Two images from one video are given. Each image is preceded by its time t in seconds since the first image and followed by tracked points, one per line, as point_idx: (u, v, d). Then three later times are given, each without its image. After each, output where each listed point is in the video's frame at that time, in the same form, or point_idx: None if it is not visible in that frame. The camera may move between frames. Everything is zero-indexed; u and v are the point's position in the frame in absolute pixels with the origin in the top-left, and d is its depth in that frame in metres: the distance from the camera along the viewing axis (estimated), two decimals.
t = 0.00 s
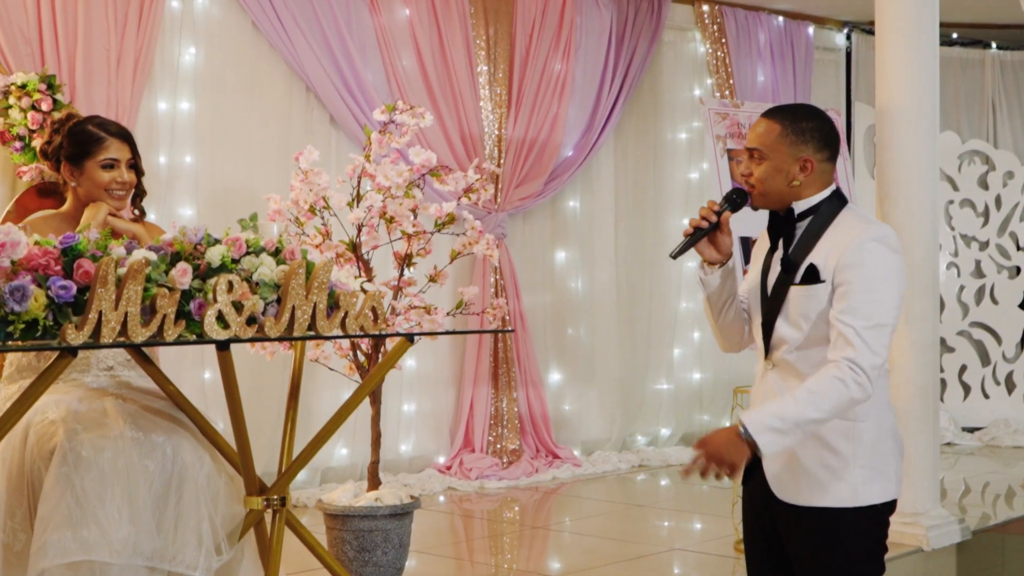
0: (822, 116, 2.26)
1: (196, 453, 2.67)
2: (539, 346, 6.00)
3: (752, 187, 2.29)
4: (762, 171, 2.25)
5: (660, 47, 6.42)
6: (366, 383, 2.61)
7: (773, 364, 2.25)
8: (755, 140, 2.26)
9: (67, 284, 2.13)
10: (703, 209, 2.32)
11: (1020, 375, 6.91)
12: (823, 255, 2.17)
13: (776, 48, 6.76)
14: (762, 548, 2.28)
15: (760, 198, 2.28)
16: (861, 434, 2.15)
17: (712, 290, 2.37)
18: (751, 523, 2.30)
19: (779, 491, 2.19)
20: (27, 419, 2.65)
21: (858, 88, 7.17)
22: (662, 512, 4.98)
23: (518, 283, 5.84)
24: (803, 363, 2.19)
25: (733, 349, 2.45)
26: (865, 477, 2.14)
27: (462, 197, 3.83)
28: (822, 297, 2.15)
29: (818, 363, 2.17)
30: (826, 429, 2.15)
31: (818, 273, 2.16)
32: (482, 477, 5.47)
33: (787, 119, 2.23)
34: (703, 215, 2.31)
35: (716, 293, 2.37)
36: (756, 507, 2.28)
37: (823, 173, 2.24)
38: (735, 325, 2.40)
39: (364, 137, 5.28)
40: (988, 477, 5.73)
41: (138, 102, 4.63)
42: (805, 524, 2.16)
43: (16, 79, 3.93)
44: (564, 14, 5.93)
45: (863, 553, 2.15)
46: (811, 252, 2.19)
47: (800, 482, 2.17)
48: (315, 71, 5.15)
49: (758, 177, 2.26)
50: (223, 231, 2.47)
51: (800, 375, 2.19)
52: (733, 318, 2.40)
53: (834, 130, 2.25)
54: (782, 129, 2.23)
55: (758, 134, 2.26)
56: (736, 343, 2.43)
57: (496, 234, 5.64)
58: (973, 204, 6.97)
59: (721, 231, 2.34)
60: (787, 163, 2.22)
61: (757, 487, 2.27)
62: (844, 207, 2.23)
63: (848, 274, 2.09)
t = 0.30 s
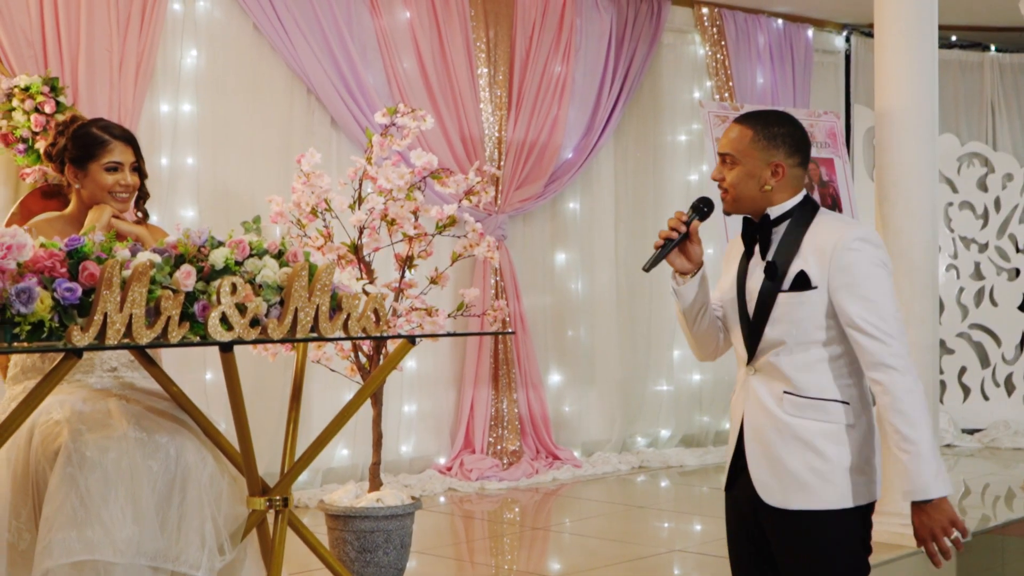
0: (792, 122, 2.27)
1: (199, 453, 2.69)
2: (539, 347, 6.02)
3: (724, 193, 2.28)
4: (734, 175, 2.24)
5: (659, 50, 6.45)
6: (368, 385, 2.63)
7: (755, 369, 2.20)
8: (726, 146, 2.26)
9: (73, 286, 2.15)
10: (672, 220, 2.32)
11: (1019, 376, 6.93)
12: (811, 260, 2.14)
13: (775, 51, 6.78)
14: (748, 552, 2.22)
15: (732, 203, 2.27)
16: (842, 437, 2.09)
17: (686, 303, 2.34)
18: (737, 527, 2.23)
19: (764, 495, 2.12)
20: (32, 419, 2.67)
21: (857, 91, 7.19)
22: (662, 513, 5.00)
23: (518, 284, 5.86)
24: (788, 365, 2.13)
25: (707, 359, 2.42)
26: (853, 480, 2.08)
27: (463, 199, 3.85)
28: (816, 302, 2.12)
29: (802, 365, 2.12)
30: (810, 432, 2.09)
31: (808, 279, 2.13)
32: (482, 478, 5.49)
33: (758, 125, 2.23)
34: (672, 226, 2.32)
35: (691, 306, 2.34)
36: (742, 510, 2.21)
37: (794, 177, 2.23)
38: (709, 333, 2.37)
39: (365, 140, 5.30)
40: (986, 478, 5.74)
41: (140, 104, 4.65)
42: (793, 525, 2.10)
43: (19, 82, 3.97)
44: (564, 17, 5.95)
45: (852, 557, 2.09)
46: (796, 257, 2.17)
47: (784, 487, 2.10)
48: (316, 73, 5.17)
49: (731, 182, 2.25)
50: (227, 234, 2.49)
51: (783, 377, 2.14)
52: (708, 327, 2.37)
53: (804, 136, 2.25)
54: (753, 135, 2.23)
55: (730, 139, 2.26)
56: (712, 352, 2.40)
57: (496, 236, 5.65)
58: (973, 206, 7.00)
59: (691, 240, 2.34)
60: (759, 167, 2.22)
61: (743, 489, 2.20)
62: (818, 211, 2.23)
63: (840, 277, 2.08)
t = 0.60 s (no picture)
0: (783, 125, 2.29)
1: (205, 452, 2.73)
2: (538, 348, 6.05)
3: (719, 193, 2.28)
4: (730, 175, 2.25)
5: (659, 52, 6.48)
6: (371, 386, 2.65)
7: (758, 367, 2.19)
8: (722, 145, 2.26)
9: (83, 287, 2.18)
10: (667, 218, 2.25)
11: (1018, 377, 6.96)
12: (821, 255, 2.18)
13: (775, 53, 6.81)
14: (745, 556, 2.19)
15: (726, 204, 2.27)
16: (848, 431, 2.12)
17: (675, 303, 2.29)
18: (735, 531, 2.20)
19: (774, 490, 2.11)
20: (40, 419, 2.70)
21: (856, 92, 7.22)
22: (662, 513, 5.03)
23: (519, 285, 5.89)
24: (795, 363, 2.14)
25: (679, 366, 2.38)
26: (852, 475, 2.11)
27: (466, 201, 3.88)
28: (826, 298, 2.15)
29: (809, 361, 2.14)
30: (817, 426, 2.11)
31: (820, 273, 2.16)
32: (483, 477, 5.52)
33: (756, 126, 2.25)
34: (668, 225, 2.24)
35: (678, 307, 2.29)
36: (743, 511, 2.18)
37: (788, 179, 2.25)
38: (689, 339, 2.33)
39: (367, 143, 5.34)
40: (985, 478, 5.77)
41: (143, 107, 4.68)
42: (799, 523, 2.10)
43: (24, 84, 4.07)
44: (564, 19, 5.99)
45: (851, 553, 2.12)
46: (804, 253, 2.20)
47: (798, 481, 2.09)
48: (318, 75, 5.20)
49: (727, 182, 2.25)
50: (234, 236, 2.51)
51: (792, 373, 2.15)
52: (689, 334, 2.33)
53: (796, 139, 2.28)
54: (752, 135, 2.24)
55: (724, 140, 2.27)
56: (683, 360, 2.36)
57: (497, 237, 5.68)
58: (971, 207, 7.03)
59: (684, 239, 2.27)
60: (756, 168, 2.23)
61: (745, 490, 2.18)
62: (811, 213, 2.26)
63: (849, 270, 2.15)
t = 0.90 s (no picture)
0: (778, 127, 2.34)
1: (214, 449, 2.77)
2: (539, 347, 6.10)
3: (719, 193, 2.32)
4: (731, 175, 2.28)
5: (658, 54, 6.53)
6: (376, 387, 2.69)
7: (750, 361, 2.25)
8: (726, 146, 2.29)
9: (96, 288, 2.23)
10: (673, 214, 2.24)
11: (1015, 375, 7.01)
12: (815, 252, 2.24)
13: (773, 54, 6.87)
14: (737, 554, 2.24)
15: (726, 203, 2.31)
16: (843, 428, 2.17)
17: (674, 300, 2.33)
18: (729, 527, 2.24)
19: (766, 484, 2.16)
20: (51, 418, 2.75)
21: (854, 94, 7.27)
22: (661, 510, 5.08)
23: (520, 286, 5.94)
24: (791, 361, 2.19)
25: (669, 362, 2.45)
26: (843, 467, 2.16)
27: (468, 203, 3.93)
28: (821, 296, 2.21)
29: (802, 357, 2.20)
30: (808, 420, 2.17)
31: (814, 270, 2.22)
32: (484, 476, 5.57)
33: (757, 128, 2.28)
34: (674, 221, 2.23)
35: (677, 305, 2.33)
36: (735, 505, 2.23)
37: (785, 180, 2.30)
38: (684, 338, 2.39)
39: (370, 145, 5.39)
40: (981, 476, 5.82)
41: (148, 109, 4.72)
42: (790, 518, 2.14)
43: (30, 88, 4.16)
44: (564, 21, 6.04)
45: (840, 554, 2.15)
46: (799, 250, 2.26)
47: (789, 474, 2.14)
48: (321, 77, 5.25)
49: (727, 182, 2.29)
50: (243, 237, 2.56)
51: (784, 367, 2.20)
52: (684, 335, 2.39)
53: (791, 142, 2.33)
54: (753, 138, 2.28)
55: (723, 141, 2.30)
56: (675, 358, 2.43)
57: (498, 237, 5.73)
58: (968, 207, 7.09)
59: (690, 237, 2.26)
60: (756, 169, 2.27)
61: (737, 485, 2.22)
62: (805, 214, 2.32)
63: (842, 268, 2.20)
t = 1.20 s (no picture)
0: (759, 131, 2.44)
1: (222, 446, 2.83)
2: (539, 347, 6.17)
3: (739, 198, 2.36)
4: (753, 179, 2.34)
5: (657, 57, 6.59)
6: (378, 386, 2.76)
7: (746, 357, 2.30)
8: (744, 153, 2.33)
9: (110, 288, 2.29)
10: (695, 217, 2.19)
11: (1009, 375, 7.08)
12: (808, 249, 2.32)
13: (771, 57, 6.93)
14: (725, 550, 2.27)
15: (745, 207, 2.36)
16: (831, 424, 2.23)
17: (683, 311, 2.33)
18: (719, 522, 2.28)
19: (761, 474, 2.21)
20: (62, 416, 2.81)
21: (851, 95, 7.34)
22: (660, 507, 5.15)
23: (520, 286, 6.00)
24: (783, 358, 2.26)
25: (666, 361, 2.47)
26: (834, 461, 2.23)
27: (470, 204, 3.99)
28: (815, 293, 2.29)
29: (795, 354, 2.27)
30: (801, 414, 2.23)
31: (809, 266, 2.30)
32: (485, 473, 5.64)
33: (764, 133, 2.35)
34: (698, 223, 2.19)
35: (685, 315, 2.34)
36: (724, 498, 2.27)
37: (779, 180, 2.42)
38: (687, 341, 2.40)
39: (373, 148, 5.46)
40: (976, 474, 5.89)
41: (154, 112, 4.79)
42: (782, 512, 2.19)
43: (39, 90, 4.24)
44: (564, 24, 6.11)
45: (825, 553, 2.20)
46: (794, 247, 2.33)
47: (782, 465, 2.20)
48: (324, 80, 5.31)
49: (749, 186, 2.34)
50: (251, 239, 2.63)
51: (779, 361, 2.27)
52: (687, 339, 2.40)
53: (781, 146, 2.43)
54: (763, 142, 2.35)
55: (734, 146, 2.34)
56: (674, 359, 2.45)
57: (499, 238, 5.80)
58: (963, 208, 7.15)
59: (710, 240, 2.24)
60: (769, 172, 2.36)
61: (731, 480, 2.26)
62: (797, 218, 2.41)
63: (836, 267, 2.29)
